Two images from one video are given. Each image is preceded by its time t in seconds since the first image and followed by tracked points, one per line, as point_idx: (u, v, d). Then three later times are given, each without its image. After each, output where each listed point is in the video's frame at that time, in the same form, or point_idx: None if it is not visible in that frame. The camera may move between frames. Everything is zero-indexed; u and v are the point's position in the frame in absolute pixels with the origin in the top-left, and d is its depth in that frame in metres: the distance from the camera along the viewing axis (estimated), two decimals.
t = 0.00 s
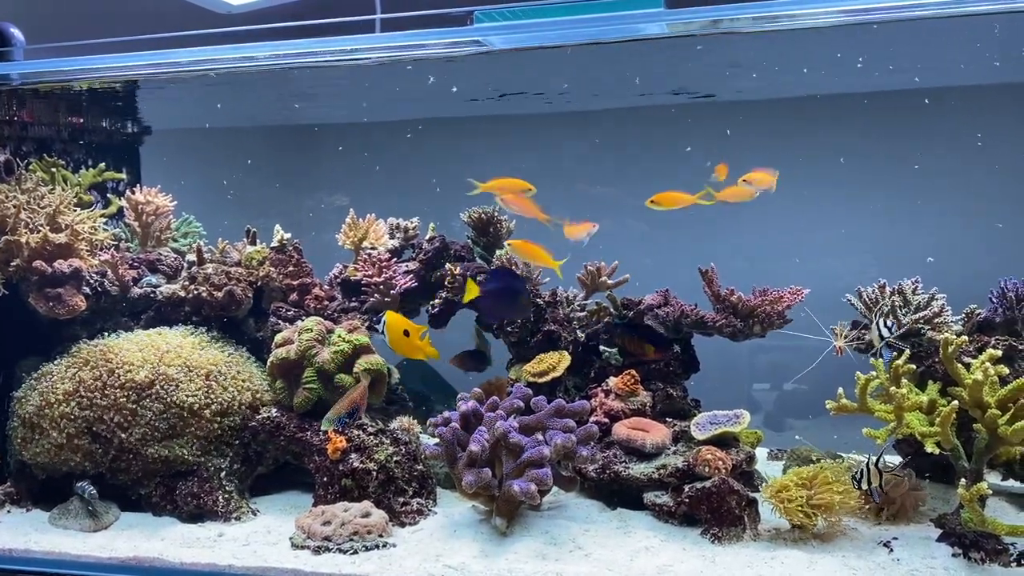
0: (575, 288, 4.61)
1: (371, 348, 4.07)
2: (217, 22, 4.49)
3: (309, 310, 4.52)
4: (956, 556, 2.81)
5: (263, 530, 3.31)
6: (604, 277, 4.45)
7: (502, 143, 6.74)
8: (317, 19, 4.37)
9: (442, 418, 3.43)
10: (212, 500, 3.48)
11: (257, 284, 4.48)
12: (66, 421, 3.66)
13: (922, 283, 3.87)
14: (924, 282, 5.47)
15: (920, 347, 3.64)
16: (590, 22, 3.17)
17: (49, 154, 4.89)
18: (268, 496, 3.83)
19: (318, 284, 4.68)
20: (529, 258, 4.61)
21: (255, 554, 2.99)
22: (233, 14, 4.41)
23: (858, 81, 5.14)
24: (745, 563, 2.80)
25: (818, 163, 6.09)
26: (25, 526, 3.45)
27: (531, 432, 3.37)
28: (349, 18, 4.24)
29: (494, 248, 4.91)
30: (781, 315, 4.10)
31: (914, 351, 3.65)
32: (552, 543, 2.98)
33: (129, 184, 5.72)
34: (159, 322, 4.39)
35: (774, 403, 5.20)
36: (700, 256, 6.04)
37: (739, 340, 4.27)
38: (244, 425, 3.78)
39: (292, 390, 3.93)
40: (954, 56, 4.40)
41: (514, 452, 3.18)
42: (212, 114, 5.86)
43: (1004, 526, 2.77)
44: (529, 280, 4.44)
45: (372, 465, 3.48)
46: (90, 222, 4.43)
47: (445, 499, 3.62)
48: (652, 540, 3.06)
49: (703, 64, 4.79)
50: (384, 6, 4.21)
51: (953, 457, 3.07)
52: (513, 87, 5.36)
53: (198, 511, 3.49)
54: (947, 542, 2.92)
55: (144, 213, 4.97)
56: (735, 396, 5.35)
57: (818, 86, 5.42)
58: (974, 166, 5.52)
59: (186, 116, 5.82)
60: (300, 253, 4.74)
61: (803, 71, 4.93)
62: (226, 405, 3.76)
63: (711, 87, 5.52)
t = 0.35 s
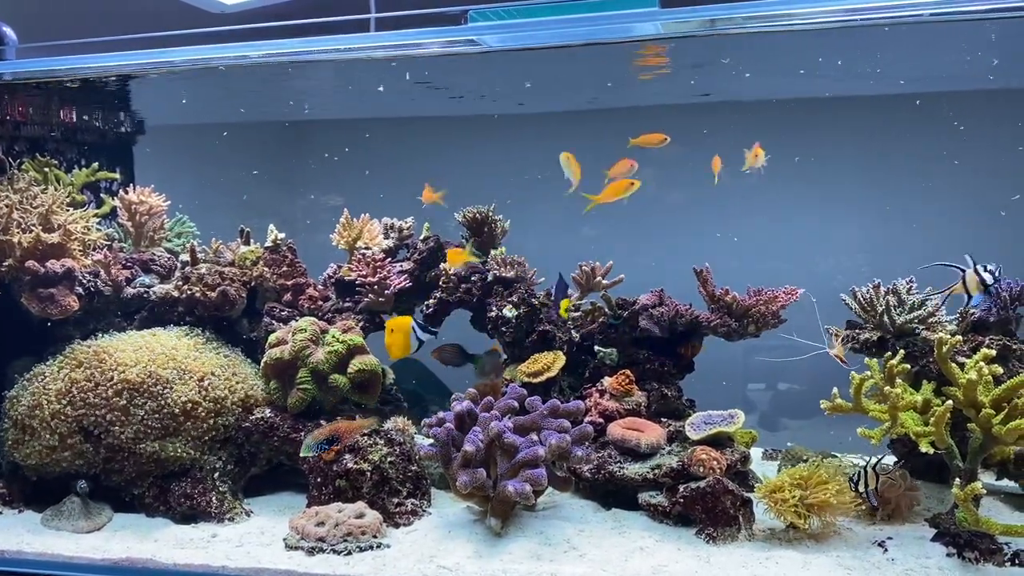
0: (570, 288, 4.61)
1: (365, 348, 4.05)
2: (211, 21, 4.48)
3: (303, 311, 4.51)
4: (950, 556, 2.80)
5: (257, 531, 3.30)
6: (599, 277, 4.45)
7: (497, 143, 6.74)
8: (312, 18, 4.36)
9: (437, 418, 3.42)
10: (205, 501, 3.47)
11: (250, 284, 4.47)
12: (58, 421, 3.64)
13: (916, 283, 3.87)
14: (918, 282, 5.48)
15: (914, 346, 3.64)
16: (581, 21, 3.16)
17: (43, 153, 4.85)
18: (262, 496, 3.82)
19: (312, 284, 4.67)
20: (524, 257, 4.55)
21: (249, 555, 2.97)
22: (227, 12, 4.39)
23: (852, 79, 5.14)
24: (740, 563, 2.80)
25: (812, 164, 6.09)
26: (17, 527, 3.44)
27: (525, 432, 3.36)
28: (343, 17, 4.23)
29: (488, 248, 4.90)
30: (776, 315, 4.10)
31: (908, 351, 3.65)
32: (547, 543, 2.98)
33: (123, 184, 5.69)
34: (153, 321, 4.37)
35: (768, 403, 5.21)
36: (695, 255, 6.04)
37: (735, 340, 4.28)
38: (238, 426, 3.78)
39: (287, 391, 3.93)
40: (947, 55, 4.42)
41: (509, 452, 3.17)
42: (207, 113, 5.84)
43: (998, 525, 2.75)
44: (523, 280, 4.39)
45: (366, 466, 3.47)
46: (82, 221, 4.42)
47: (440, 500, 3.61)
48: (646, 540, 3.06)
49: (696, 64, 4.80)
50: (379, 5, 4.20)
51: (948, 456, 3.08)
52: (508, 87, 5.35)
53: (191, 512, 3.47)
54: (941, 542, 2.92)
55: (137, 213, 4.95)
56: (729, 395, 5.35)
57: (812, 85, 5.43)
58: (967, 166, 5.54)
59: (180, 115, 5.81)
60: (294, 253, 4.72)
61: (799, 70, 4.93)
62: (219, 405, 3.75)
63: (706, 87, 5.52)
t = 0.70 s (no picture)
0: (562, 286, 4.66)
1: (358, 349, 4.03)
2: (203, 20, 4.46)
3: (296, 311, 4.49)
4: (945, 556, 2.80)
5: (250, 532, 3.28)
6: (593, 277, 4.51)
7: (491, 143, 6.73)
8: (305, 17, 4.34)
9: (431, 419, 3.40)
10: (199, 502, 3.45)
11: (243, 284, 4.45)
12: (52, 423, 3.58)
13: (910, 283, 3.86)
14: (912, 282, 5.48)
15: (908, 346, 3.63)
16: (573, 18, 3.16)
17: (33, 153, 4.83)
18: (255, 498, 3.79)
19: (305, 285, 4.65)
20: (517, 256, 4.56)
21: (242, 557, 2.95)
22: (219, 11, 4.38)
23: (846, 78, 5.14)
24: (736, 563, 2.79)
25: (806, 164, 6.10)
26: (7, 529, 3.40)
27: (520, 432, 3.35)
28: (336, 15, 4.22)
29: (482, 248, 4.89)
30: (770, 315, 4.10)
31: (903, 350, 3.64)
32: (542, 544, 2.96)
33: (115, 183, 5.66)
34: (145, 323, 4.34)
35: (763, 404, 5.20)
36: (689, 256, 6.04)
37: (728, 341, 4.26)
38: (231, 428, 3.76)
39: (280, 392, 3.88)
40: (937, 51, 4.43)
41: (503, 452, 3.16)
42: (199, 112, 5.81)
43: (993, 525, 2.73)
44: (518, 280, 4.40)
45: (359, 467, 3.46)
46: (73, 221, 4.39)
47: (434, 501, 3.59)
48: (641, 541, 3.05)
49: (688, 64, 4.81)
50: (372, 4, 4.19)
51: (943, 456, 3.08)
52: (502, 86, 5.34)
53: (184, 514, 3.45)
54: (937, 542, 2.92)
55: (129, 213, 4.91)
56: (723, 396, 5.35)
57: (804, 84, 5.44)
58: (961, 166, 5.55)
59: (172, 113, 5.79)
60: (286, 253, 4.70)
61: (793, 69, 4.93)
62: (213, 409, 3.72)
63: (701, 86, 5.52)
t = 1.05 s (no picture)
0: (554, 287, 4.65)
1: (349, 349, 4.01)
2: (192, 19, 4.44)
3: (286, 312, 4.47)
4: (936, 555, 2.80)
5: (240, 534, 3.26)
6: (585, 277, 4.50)
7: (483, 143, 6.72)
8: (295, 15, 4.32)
9: (422, 419, 3.38)
10: (188, 504, 3.42)
11: (233, 284, 4.42)
12: (39, 426, 3.52)
13: (901, 283, 3.86)
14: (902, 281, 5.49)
15: (900, 346, 3.62)
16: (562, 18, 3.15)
17: (21, 152, 4.80)
18: (245, 499, 3.77)
19: (295, 285, 4.63)
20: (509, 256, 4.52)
21: (232, 558, 2.93)
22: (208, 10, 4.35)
23: (836, 76, 5.14)
24: (727, 563, 2.78)
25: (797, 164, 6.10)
26: None
27: (511, 433, 3.34)
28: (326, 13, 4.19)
29: (473, 248, 4.87)
30: (762, 314, 4.12)
31: (894, 349, 3.63)
32: (533, 545, 2.95)
33: (103, 183, 5.64)
34: (134, 323, 4.35)
35: (754, 403, 5.20)
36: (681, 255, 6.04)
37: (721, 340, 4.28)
38: (221, 430, 3.73)
39: (270, 393, 3.86)
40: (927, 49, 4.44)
41: (495, 453, 3.15)
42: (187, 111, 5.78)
43: (983, 523, 2.73)
44: (509, 280, 4.38)
45: (350, 468, 3.46)
46: (62, 221, 4.36)
47: (425, 502, 3.57)
48: (633, 541, 3.04)
49: (680, 62, 4.80)
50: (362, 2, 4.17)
51: (934, 456, 3.08)
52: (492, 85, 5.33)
53: (173, 516, 3.43)
54: (928, 541, 2.92)
55: (117, 213, 4.89)
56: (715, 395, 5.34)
57: (795, 83, 5.45)
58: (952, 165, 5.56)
59: (161, 112, 5.76)
60: (277, 253, 4.68)
61: (783, 67, 4.92)
62: (203, 411, 3.69)
63: (691, 85, 5.52)
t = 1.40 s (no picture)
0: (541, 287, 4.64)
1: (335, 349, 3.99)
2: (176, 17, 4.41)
3: (272, 311, 4.44)
4: (921, 553, 2.82)
5: (225, 535, 3.24)
6: (573, 277, 4.48)
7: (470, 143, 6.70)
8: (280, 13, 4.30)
9: (409, 420, 3.37)
10: (173, 505, 3.40)
11: (218, 284, 4.40)
12: (19, 427, 3.47)
13: (886, 281, 3.87)
14: (889, 280, 5.50)
15: (885, 345, 3.63)
16: (549, 16, 3.14)
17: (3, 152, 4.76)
18: (231, 501, 3.76)
19: (281, 285, 4.59)
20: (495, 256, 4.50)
21: (217, 560, 2.92)
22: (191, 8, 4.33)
23: (822, 74, 5.16)
24: (714, 563, 2.79)
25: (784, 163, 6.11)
26: None
27: (499, 433, 3.33)
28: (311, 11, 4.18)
29: (461, 248, 4.86)
30: (748, 313, 4.11)
31: (880, 349, 3.64)
32: (520, 545, 2.94)
33: (87, 183, 5.60)
34: (118, 324, 4.33)
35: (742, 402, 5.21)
36: (668, 255, 6.05)
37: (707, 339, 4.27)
38: (205, 431, 3.70)
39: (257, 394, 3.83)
40: (913, 48, 4.46)
41: (482, 453, 3.14)
42: (172, 109, 5.75)
43: (969, 522, 2.74)
44: (496, 280, 4.36)
45: (336, 469, 3.45)
46: (45, 221, 4.33)
47: (412, 503, 3.56)
48: (620, 541, 3.03)
49: (666, 61, 4.81)
50: None
51: (919, 454, 3.09)
52: (479, 84, 5.32)
53: (159, 517, 3.41)
54: (913, 540, 2.93)
55: (102, 213, 4.85)
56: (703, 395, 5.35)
57: (782, 82, 5.46)
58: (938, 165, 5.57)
59: (146, 111, 5.72)
60: (262, 253, 4.65)
61: (769, 66, 4.93)
62: (187, 412, 3.67)
63: (678, 84, 5.52)
